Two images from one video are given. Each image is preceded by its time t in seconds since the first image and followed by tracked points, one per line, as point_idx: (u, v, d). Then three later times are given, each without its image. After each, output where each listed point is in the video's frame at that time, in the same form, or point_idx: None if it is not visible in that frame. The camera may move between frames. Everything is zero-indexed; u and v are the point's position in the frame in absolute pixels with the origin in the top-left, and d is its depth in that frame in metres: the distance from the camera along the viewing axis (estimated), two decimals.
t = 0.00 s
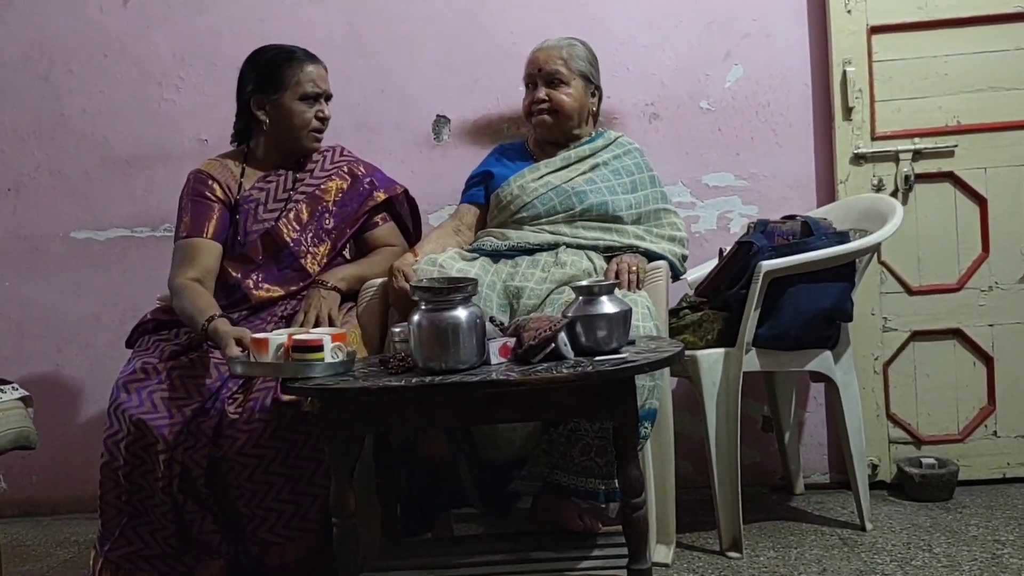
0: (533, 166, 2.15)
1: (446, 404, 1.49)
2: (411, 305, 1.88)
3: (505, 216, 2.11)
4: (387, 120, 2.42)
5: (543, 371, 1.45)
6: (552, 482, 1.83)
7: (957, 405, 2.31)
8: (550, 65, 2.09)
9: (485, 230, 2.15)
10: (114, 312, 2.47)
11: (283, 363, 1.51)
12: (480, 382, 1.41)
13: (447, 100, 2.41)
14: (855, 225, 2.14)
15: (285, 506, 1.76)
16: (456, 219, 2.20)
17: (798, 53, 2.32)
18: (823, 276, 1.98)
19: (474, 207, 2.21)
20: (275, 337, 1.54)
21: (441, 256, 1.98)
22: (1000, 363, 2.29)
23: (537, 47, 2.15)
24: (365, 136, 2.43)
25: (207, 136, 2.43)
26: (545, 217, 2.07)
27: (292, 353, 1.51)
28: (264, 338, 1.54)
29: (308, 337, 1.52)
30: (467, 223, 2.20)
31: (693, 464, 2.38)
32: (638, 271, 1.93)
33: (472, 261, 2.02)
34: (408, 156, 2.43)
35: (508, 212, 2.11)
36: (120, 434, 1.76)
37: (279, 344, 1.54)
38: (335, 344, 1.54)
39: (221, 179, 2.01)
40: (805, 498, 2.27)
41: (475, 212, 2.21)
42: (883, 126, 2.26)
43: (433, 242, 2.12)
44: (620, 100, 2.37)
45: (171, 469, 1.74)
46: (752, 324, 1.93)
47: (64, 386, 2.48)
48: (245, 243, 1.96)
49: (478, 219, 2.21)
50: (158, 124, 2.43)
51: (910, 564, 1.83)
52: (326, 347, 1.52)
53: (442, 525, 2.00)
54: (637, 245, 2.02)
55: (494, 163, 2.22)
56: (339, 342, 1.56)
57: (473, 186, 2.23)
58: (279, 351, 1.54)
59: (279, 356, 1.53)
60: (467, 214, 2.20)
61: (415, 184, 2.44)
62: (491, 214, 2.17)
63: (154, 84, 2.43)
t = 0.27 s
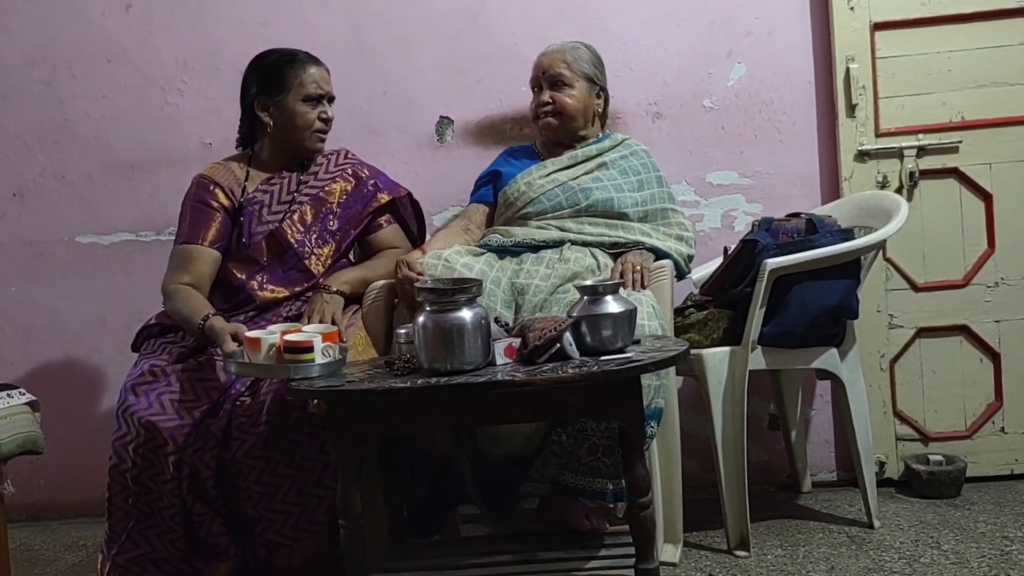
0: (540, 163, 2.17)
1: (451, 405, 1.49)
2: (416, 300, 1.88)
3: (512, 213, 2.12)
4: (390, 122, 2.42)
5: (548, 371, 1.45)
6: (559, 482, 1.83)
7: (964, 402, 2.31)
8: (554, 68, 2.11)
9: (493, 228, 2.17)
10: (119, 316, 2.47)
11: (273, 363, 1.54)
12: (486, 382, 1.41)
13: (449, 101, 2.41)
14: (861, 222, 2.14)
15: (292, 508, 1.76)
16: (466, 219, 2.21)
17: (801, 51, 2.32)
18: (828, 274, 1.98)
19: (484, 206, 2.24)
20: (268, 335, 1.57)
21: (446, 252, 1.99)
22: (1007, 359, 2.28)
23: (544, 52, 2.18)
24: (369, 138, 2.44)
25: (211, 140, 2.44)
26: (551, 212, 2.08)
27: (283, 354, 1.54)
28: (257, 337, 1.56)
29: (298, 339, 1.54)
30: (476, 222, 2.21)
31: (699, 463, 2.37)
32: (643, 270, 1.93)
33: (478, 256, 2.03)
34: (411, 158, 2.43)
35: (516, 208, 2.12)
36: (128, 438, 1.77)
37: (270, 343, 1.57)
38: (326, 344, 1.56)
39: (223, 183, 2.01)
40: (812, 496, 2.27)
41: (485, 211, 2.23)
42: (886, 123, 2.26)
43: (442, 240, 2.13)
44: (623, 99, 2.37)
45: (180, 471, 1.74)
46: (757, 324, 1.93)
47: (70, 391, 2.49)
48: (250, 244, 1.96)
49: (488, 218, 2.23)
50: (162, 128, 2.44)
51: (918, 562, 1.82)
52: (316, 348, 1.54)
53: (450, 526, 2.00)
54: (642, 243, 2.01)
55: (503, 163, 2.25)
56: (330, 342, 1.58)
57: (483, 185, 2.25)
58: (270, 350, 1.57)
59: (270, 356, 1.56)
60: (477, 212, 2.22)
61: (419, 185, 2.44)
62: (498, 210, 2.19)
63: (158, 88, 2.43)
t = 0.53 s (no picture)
0: (544, 163, 2.18)
1: (455, 405, 1.49)
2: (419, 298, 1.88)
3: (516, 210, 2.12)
4: (392, 123, 2.43)
5: (552, 370, 1.45)
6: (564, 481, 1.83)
7: (969, 399, 2.30)
8: (559, 73, 2.12)
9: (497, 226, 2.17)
10: (123, 318, 2.48)
11: (273, 359, 1.57)
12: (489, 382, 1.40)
13: (451, 102, 2.41)
14: (864, 220, 2.14)
15: (296, 509, 1.77)
16: (472, 217, 2.21)
17: (802, 49, 2.32)
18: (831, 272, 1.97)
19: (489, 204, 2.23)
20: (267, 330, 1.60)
21: (450, 248, 1.99)
22: (1011, 356, 2.28)
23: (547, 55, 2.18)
24: (371, 139, 2.44)
25: (213, 142, 2.44)
26: (555, 208, 2.08)
27: (282, 349, 1.58)
28: (256, 332, 1.59)
29: (296, 334, 1.58)
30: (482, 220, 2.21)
31: (703, 462, 2.37)
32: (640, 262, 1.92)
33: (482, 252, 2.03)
34: (413, 159, 2.43)
35: (519, 205, 2.12)
36: (133, 440, 1.77)
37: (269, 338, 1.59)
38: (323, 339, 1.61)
39: (223, 186, 2.02)
40: (817, 494, 2.27)
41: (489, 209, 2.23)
42: (889, 120, 2.26)
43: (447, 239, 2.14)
44: (625, 99, 2.37)
45: (185, 472, 1.74)
46: (760, 322, 1.93)
47: (74, 394, 2.49)
48: (251, 244, 1.97)
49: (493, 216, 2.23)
50: (164, 131, 2.44)
51: (923, 559, 1.82)
52: (314, 344, 1.58)
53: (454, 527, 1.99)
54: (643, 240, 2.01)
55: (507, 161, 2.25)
56: (326, 338, 1.63)
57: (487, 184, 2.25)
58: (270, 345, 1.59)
59: (269, 351, 1.58)
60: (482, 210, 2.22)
61: (421, 186, 2.44)
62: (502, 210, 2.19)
63: (160, 91, 2.43)
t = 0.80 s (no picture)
0: (541, 163, 2.18)
1: (457, 405, 1.49)
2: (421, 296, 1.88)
3: (516, 209, 2.12)
4: (393, 123, 2.43)
5: (554, 370, 1.45)
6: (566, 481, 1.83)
7: (971, 397, 2.30)
8: (579, 70, 2.14)
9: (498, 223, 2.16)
10: (125, 319, 2.48)
11: (273, 350, 1.58)
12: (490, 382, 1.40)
13: (452, 101, 2.41)
14: (865, 218, 2.14)
15: (298, 509, 1.77)
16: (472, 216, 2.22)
17: (803, 47, 2.32)
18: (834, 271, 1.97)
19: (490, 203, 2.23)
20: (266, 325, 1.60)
21: (452, 244, 1.99)
22: (1014, 355, 2.28)
23: (560, 54, 2.20)
24: (372, 140, 2.44)
25: (215, 143, 2.44)
26: (553, 206, 2.08)
27: (280, 340, 1.59)
28: (254, 325, 1.59)
29: (295, 325, 1.59)
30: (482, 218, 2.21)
31: (706, 462, 2.37)
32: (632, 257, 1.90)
33: (484, 250, 2.03)
34: (414, 159, 2.43)
35: (518, 203, 2.11)
36: (135, 440, 1.77)
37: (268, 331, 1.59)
38: (321, 330, 1.62)
39: (221, 188, 2.02)
40: (820, 493, 2.26)
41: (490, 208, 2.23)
42: (890, 119, 2.25)
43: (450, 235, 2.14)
44: (627, 98, 2.37)
45: (188, 472, 1.74)
46: (762, 321, 1.93)
47: (77, 395, 2.49)
48: (250, 244, 1.97)
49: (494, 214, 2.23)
50: (166, 131, 2.44)
51: (926, 558, 1.82)
52: (312, 334, 1.59)
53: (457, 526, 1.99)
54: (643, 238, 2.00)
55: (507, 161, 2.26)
56: (324, 329, 1.64)
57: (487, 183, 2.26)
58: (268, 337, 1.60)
59: (268, 343, 1.59)
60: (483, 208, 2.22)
61: (423, 186, 2.44)
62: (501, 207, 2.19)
63: (161, 92, 2.44)
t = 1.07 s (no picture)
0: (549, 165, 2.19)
1: (458, 406, 1.49)
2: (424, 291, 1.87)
3: (521, 206, 2.12)
4: (394, 123, 2.43)
5: (555, 370, 1.45)
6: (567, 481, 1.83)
7: (973, 397, 2.30)
8: (580, 76, 2.14)
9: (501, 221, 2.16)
10: (126, 319, 2.48)
11: (257, 333, 1.64)
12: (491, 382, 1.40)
13: (453, 101, 2.41)
14: (866, 217, 2.14)
15: (299, 509, 1.77)
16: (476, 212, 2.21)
17: (804, 47, 2.32)
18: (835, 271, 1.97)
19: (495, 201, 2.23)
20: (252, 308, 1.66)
21: (456, 237, 1.99)
22: (1015, 354, 2.28)
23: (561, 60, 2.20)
24: (373, 140, 2.44)
25: (216, 143, 2.44)
26: (559, 203, 2.08)
27: (264, 323, 1.64)
28: (238, 309, 1.65)
29: (278, 309, 1.64)
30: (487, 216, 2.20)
31: (707, 461, 2.37)
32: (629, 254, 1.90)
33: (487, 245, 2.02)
34: (415, 159, 2.43)
35: (524, 200, 2.11)
36: (134, 432, 1.76)
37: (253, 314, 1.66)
38: (305, 313, 1.67)
39: (219, 189, 2.02)
40: (821, 492, 2.26)
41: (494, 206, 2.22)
42: (891, 118, 2.25)
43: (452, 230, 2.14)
44: (628, 97, 2.37)
45: (188, 467, 1.75)
46: (764, 319, 1.93)
47: (78, 395, 2.49)
48: (250, 244, 1.96)
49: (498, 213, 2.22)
50: (167, 132, 2.44)
51: (928, 557, 1.82)
52: (295, 317, 1.65)
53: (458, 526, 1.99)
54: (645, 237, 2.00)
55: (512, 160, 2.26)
56: (309, 312, 1.69)
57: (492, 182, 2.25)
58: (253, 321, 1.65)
59: (252, 326, 1.65)
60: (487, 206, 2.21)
61: (424, 186, 2.44)
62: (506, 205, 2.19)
63: (162, 92, 2.44)
